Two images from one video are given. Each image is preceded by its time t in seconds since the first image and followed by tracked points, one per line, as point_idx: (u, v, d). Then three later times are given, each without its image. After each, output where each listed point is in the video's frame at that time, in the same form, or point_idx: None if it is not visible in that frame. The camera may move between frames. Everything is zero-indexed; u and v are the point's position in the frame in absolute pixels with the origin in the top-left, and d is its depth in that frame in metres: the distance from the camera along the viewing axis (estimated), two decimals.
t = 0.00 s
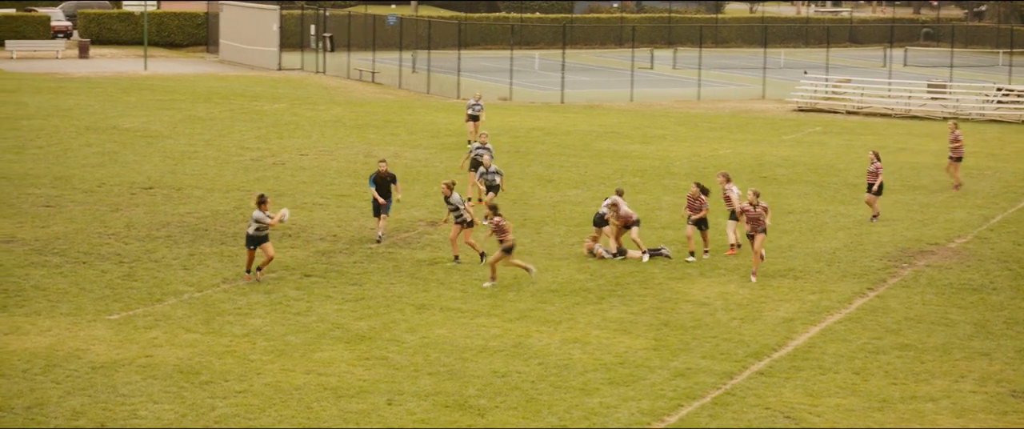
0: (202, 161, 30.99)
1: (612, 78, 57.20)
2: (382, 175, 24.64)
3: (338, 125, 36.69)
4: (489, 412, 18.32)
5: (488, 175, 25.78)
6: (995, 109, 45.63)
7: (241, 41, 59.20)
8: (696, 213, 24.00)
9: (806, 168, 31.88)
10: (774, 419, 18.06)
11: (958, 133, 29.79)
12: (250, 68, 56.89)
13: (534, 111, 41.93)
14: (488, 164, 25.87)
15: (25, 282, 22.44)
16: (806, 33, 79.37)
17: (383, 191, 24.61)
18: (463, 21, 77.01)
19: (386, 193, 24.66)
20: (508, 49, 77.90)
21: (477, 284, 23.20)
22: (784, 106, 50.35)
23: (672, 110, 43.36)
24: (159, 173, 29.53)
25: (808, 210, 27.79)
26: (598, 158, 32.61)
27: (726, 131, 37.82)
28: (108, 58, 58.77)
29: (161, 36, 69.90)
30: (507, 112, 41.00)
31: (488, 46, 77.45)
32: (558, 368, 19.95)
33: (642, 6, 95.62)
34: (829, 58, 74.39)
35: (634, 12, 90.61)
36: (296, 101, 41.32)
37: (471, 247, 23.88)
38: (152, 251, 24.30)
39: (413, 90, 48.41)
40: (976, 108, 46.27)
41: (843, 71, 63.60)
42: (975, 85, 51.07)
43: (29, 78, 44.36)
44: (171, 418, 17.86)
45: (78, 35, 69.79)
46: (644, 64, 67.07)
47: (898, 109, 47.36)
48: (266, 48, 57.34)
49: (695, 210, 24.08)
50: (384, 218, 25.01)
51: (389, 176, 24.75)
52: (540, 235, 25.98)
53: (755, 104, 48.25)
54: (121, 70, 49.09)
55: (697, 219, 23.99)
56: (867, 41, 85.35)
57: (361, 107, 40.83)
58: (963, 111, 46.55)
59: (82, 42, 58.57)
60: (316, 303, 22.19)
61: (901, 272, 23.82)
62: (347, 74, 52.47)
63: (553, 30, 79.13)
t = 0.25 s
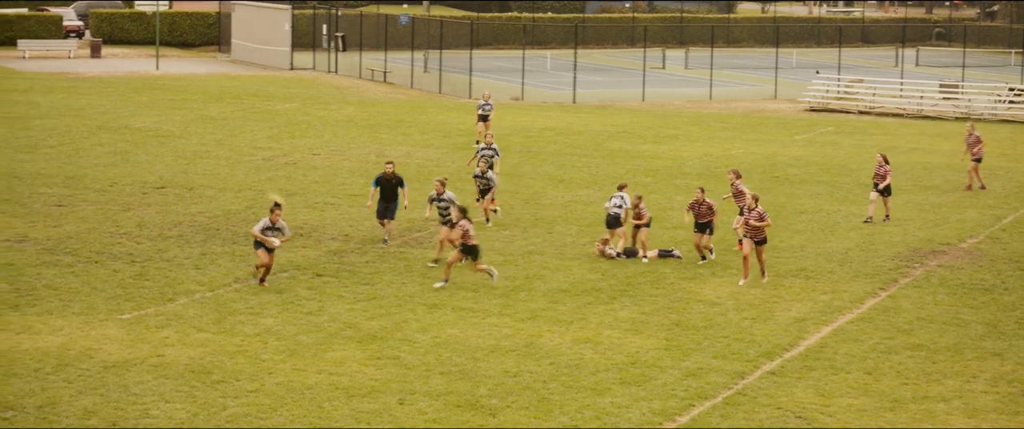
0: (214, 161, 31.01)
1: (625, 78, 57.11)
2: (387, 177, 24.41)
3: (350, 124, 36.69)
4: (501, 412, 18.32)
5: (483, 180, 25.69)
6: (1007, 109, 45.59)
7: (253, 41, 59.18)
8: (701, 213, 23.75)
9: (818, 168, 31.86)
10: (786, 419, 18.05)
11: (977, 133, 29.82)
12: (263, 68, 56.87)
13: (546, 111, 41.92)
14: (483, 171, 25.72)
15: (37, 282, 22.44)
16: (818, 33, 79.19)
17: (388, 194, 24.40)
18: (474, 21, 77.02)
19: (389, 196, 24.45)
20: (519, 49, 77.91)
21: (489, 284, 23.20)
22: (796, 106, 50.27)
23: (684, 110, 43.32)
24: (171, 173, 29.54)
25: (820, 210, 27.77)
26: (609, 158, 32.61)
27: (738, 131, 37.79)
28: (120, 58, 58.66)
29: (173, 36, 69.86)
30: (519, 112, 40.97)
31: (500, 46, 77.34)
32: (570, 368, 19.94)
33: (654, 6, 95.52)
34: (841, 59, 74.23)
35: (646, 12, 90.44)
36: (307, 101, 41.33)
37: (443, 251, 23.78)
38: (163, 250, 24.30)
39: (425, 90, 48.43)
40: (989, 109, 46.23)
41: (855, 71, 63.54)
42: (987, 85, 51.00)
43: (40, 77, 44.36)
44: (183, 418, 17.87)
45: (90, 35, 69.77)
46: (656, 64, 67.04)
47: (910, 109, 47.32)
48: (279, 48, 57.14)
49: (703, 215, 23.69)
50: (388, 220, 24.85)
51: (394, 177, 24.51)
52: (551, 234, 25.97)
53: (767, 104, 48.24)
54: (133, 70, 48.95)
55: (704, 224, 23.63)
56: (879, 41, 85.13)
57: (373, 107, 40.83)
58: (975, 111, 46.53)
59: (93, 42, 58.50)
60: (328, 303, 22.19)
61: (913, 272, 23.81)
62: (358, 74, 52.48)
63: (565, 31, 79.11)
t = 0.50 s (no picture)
0: (237, 160, 31.06)
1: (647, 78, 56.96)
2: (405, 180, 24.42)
3: (372, 124, 36.69)
4: (523, 412, 18.33)
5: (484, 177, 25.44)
6: None
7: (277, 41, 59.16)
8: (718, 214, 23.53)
9: (841, 168, 31.79)
10: (809, 420, 18.04)
11: (1003, 135, 29.74)
12: (286, 68, 56.79)
13: (568, 111, 41.85)
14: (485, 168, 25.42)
15: (60, 281, 22.50)
16: (840, 33, 78.76)
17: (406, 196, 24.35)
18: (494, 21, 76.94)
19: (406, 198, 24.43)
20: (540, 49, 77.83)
21: (511, 283, 23.20)
22: (819, 106, 50.08)
23: (707, 110, 43.23)
24: (194, 172, 29.59)
25: (842, 210, 27.71)
26: (632, 158, 32.58)
27: (760, 131, 37.73)
28: (142, 59, 58.35)
29: (196, 35, 69.81)
30: (542, 112, 40.93)
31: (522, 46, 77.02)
32: (592, 368, 19.94)
33: (677, 6, 95.28)
34: (864, 59, 73.80)
35: (669, 12, 90.21)
36: (330, 101, 41.36)
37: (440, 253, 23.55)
38: (187, 249, 24.34)
39: (448, 89, 48.43)
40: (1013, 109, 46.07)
41: (877, 71, 63.30)
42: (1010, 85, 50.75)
43: (62, 77, 44.49)
44: (206, 417, 17.91)
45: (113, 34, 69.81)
46: (678, 64, 66.90)
47: (933, 109, 47.10)
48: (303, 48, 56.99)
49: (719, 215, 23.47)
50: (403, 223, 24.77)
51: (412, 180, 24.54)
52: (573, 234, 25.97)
53: (791, 105, 48.09)
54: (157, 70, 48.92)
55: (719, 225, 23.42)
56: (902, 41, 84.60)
57: (395, 107, 40.85)
58: (999, 111, 46.35)
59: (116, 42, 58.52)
60: (351, 302, 22.21)
61: (936, 273, 23.76)
62: (381, 74, 52.51)
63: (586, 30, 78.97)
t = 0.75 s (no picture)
0: (262, 160, 31.10)
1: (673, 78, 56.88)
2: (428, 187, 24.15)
3: (397, 124, 36.70)
4: (548, 412, 18.33)
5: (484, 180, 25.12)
6: None
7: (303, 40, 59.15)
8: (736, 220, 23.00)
9: (866, 168, 31.72)
10: (834, 420, 18.02)
11: None
12: (312, 68, 56.70)
13: (593, 111, 41.78)
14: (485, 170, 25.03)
15: (85, 280, 22.55)
16: (865, 33, 78.21)
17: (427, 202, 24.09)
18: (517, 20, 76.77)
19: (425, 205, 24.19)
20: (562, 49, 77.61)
21: (536, 283, 23.20)
22: (844, 105, 49.62)
23: (732, 110, 43.16)
24: (219, 172, 29.63)
25: (867, 211, 27.66)
26: (656, 158, 32.55)
27: (785, 131, 37.68)
28: (167, 59, 58.07)
29: (221, 35, 69.92)
30: (566, 112, 40.87)
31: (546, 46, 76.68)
32: (617, 368, 19.92)
33: (702, 7, 95.09)
34: (890, 59, 73.23)
35: (692, 12, 89.99)
36: (355, 100, 41.40)
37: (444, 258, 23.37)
38: (212, 249, 24.38)
39: (472, 89, 48.36)
40: None
41: (902, 71, 62.93)
42: None
43: (87, 76, 44.63)
44: (231, 416, 17.92)
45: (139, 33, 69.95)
46: (704, 64, 66.64)
47: (959, 110, 46.67)
48: (329, 48, 56.95)
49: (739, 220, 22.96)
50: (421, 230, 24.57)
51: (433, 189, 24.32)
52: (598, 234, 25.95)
53: (817, 105, 47.80)
54: (183, 70, 48.89)
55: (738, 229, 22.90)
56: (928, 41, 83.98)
57: (420, 106, 40.87)
58: None
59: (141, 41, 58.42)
60: (375, 302, 22.23)
61: (961, 273, 23.72)
62: (407, 74, 52.45)
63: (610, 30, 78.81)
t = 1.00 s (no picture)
0: (289, 160, 31.13)
1: (701, 78, 56.84)
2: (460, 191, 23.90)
3: (423, 124, 36.73)
4: (575, 412, 18.32)
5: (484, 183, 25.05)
6: None
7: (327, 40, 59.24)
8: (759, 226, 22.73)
9: (893, 169, 31.64)
10: (860, 421, 18.00)
11: None
12: (339, 68, 56.85)
13: (620, 111, 41.71)
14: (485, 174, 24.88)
15: (112, 279, 22.63)
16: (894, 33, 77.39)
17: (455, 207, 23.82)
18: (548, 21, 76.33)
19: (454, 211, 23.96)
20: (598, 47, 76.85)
21: (563, 283, 23.21)
22: (871, 105, 48.78)
23: (759, 110, 43.10)
24: (247, 171, 29.68)
25: (895, 211, 27.59)
26: (684, 159, 32.52)
27: (813, 132, 37.63)
28: (194, 59, 57.93)
29: (249, 34, 69.50)
30: (593, 112, 40.84)
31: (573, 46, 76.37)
32: (644, 368, 19.91)
33: (729, 6, 94.84)
34: (918, 59, 72.44)
35: (720, 12, 89.73)
36: (382, 100, 41.46)
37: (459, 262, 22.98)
38: (239, 248, 24.41)
39: (499, 89, 48.35)
40: None
41: (930, 71, 62.37)
42: None
43: (114, 76, 44.85)
44: (258, 415, 17.94)
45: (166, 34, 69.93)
46: (731, 64, 66.37)
47: (987, 110, 45.68)
48: (356, 48, 57.26)
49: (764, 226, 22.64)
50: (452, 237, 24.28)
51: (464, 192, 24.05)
52: (624, 234, 25.96)
53: (844, 105, 47.52)
54: (210, 70, 48.96)
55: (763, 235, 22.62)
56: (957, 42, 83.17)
57: (447, 106, 40.90)
58: None
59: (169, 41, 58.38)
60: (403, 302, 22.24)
61: (989, 274, 23.67)
62: (435, 74, 52.37)
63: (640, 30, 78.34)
